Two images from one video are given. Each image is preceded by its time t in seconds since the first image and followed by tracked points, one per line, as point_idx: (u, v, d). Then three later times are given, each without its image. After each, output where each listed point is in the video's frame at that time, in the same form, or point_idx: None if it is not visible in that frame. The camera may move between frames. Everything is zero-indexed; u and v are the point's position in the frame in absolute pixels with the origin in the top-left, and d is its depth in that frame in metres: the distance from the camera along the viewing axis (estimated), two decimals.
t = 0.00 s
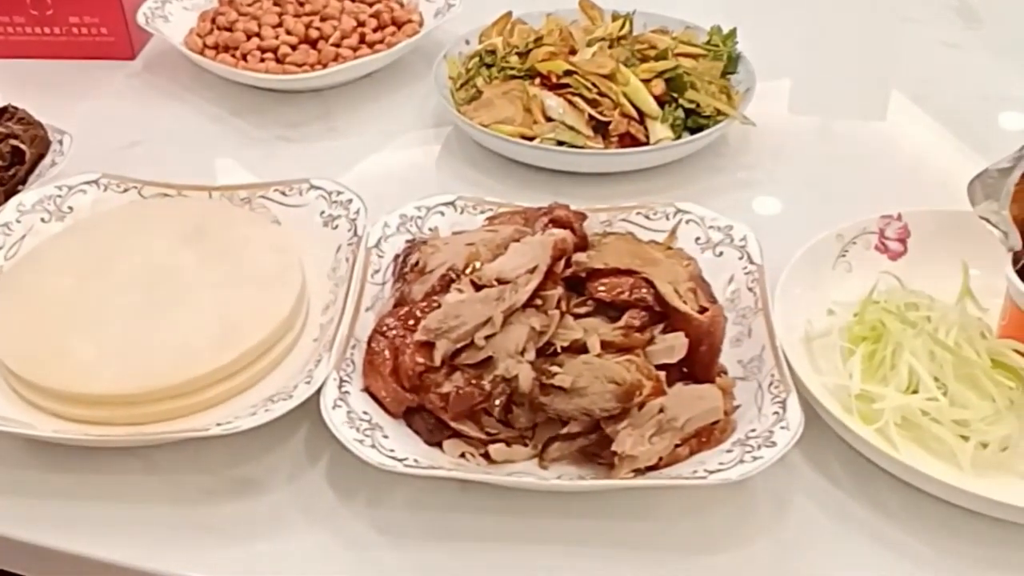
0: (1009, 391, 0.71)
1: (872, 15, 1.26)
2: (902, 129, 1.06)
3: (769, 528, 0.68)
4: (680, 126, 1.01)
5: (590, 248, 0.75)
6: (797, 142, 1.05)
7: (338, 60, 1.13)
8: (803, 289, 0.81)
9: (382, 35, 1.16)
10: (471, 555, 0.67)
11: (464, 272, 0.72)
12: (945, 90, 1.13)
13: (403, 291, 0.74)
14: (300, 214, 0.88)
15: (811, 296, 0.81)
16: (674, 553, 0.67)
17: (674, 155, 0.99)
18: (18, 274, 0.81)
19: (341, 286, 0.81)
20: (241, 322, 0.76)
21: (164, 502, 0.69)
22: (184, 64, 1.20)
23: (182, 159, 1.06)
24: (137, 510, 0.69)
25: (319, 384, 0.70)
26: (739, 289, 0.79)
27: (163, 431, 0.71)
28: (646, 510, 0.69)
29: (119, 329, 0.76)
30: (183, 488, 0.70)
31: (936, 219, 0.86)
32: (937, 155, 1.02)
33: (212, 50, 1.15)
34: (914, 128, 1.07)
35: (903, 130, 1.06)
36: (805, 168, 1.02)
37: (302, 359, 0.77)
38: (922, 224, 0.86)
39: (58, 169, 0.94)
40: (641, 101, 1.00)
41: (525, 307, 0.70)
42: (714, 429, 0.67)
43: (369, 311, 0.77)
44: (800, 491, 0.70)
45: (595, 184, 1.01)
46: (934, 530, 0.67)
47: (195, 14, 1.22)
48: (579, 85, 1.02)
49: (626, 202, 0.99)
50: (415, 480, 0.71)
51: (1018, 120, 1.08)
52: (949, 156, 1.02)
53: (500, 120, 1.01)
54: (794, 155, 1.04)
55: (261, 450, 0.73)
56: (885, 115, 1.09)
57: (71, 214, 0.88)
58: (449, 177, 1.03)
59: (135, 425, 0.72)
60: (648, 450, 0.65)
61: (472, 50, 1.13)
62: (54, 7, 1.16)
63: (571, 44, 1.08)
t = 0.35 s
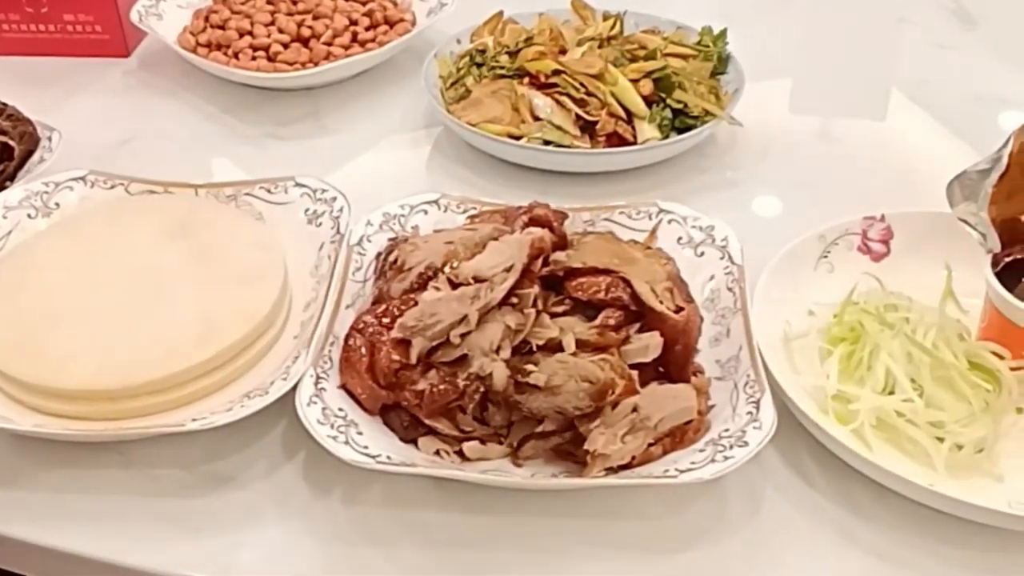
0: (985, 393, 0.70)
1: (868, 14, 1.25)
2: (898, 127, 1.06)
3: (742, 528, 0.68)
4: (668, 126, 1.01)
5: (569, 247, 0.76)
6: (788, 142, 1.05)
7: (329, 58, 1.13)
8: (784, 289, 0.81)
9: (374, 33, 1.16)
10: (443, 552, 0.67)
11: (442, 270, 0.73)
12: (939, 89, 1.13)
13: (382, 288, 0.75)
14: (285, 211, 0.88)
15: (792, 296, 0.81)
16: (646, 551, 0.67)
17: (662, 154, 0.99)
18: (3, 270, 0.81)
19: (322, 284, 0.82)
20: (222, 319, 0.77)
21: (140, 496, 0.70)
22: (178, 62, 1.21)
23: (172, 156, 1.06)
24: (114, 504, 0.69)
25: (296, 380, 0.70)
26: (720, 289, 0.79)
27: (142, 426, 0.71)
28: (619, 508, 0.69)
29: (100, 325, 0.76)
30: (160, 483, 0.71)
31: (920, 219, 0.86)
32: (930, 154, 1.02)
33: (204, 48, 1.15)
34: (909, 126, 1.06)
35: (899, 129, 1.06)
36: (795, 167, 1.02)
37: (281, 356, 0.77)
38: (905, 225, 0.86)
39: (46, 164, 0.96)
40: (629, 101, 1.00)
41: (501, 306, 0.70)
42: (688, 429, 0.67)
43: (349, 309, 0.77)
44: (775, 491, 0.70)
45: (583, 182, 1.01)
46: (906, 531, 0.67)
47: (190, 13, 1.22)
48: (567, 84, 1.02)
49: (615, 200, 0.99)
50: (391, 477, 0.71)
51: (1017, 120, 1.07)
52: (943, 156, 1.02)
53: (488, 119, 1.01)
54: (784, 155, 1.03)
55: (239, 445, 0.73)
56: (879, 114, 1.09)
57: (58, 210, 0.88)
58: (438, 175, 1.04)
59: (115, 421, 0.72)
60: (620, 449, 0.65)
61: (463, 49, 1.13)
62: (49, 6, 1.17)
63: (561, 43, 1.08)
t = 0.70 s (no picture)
0: (969, 394, 0.71)
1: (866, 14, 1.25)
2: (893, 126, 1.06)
3: (724, 527, 0.68)
4: (660, 125, 1.01)
5: (555, 246, 0.76)
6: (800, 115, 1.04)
7: (324, 57, 1.13)
8: (772, 289, 0.81)
9: (368, 32, 1.16)
10: (426, 549, 0.67)
11: (428, 268, 0.73)
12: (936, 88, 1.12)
13: (368, 287, 0.75)
14: (275, 210, 0.88)
15: (779, 296, 0.81)
16: (628, 550, 0.67)
17: (654, 154, 0.98)
18: None
19: (311, 282, 0.82)
20: (210, 316, 0.77)
21: (125, 492, 0.70)
22: (174, 60, 1.21)
23: (166, 154, 1.07)
24: (99, 500, 0.70)
25: (281, 377, 0.70)
26: (707, 289, 0.79)
27: (129, 422, 0.72)
28: (602, 507, 0.69)
29: (89, 321, 0.77)
30: (145, 480, 0.71)
31: (909, 219, 0.86)
32: (924, 153, 1.02)
33: (200, 47, 1.15)
34: (905, 125, 1.06)
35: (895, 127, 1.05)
36: (789, 166, 1.01)
37: (269, 354, 0.78)
38: (894, 225, 0.86)
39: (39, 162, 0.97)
40: (621, 101, 1.00)
41: (486, 304, 0.70)
42: (671, 428, 0.67)
43: (337, 307, 0.78)
44: (758, 491, 0.70)
45: (575, 182, 1.01)
46: (889, 531, 0.67)
47: (186, 11, 1.23)
48: (559, 84, 1.02)
49: (607, 199, 0.99)
50: (375, 475, 0.71)
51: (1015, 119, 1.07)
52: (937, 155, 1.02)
53: (481, 118, 1.02)
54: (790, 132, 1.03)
55: (225, 442, 0.73)
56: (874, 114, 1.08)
57: (49, 207, 0.89)
58: (430, 174, 1.04)
59: (102, 417, 0.73)
60: (603, 448, 0.65)
61: (457, 49, 1.14)
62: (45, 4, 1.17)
63: (555, 43, 1.09)
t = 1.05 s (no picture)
0: (954, 395, 0.71)
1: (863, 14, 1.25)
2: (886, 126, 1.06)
3: (708, 526, 0.68)
4: (652, 125, 1.01)
5: (543, 246, 0.76)
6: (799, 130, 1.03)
7: (318, 57, 1.14)
8: (761, 290, 0.81)
9: (364, 32, 1.17)
10: (410, 548, 0.67)
11: (415, 267, 0.73)
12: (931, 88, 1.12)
13: (356, 286, 0.75)
14: (266, 209, 0.89)
15: (768, 296, 0.81)
16: (611, 548, 0.67)
17: (646, 154, 0.98)
18: None
19: (300, 281, 0.82)
20: (199, 314, 0.77)
21: (112, 489, 0.70)
22: (170, 59, 1.22)
23: (159, 152, 1.07)
24: (86, 497, 0.70)
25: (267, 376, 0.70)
26: (695, 289, 0.79)
27: (116, 420, 0.72)
28: (586, 506, 0.70)
29: (79, 319, 0.77)
30: (132, 477, 0.71)
31: (900, 220, 0.86)
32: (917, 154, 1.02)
33: (195, 46, 1.16)
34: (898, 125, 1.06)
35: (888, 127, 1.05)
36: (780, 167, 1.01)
37: (257, 352, 0.78)
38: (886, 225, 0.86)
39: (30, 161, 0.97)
40: (614, 101, 1.00)
41: (472, 304, 0.70)
42: (656, 428, 0.67)
43: (325, 306, 0.78)
44: (743, 491, 0.70)
45: (567, 182, 1.01)
46: (872, 532, 0.67)
47: (182, 10, 1.23)
48: (552, 83, 1.02)
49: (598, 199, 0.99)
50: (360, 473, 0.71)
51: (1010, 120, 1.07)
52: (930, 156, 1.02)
53: (474, 118, 1.02)
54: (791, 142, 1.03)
55: (212, 440, 0.74)
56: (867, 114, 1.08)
57: (42, 205, 0.89)
58: (422, 173, 1.04)
59: (90, 415, 0.73)
60: (587, 447, 0.65)
61: (452, 48, 1.14)
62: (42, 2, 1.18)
63: (549, 42, 1.09)
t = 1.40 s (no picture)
0: (939, 396, 0.71)
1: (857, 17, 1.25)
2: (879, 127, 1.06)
3: (692, 526, 0.68)
4: (644, 125, 1.01)
5: (530, 245, 0.76)
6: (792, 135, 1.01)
7: (313, 56, 1.14)
8: (750, 290, 0.81)
9: (359, 31, 1.17)
10: (395, 545, 0.68)
11: (402, 266, 0.73)
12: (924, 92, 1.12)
13: (343, 283, 0.75)
14: (257, 207, 0.89)
15: (755, 295, 0.81)
16: (596, 547, 0.67)
17: (638, 154, 0.98)
18: None
19: (289, 279, 0.82)
20: (187, 311, 0.77)
21: (99, 486, 0.71)
22: (166, 58, 1.22)
23: (153, 150, 1.07)
24: (72, 494, 0.70)
25: (253, 374, 0.71)
26: (683, 289, 0.79)
27: (104, 417, 0.72)
28: (571, 505, 0.70)
29: (68, 315, 0.77)
30: (119, 473, 0.71)
31: (889, 221, 0.85)
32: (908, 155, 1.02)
33: (190, 44, 1.16)
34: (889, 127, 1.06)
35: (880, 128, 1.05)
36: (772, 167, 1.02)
37: (245, 350, 0.78)
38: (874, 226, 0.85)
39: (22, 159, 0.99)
40: (606, 101, 1.00)
41: (457, 302, 0.70)
42: (640, 427, 0.68)
43: (313, 304, 0.78)
44: (728, 491, 0.70)
45: (559, 182, 1.01)
46: (856, 532, 0.67)
47: (178, 9, 1.23)
48: (545, 83, 1.02)
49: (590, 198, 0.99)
50: (346, 471, 0.72)
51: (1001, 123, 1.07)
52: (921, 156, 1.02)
53: (467, 117, 1.02)
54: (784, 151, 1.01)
55: (199, 437, 0.74)
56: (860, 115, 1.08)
57: (34, 203, 0.89)
58: (415, 172, 1.04)
59: (78, 411, 0.73)
60: (570, 446, 0.66)
61: (446, 47, 1.14)
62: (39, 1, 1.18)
63: (543, 42, 1.09)
